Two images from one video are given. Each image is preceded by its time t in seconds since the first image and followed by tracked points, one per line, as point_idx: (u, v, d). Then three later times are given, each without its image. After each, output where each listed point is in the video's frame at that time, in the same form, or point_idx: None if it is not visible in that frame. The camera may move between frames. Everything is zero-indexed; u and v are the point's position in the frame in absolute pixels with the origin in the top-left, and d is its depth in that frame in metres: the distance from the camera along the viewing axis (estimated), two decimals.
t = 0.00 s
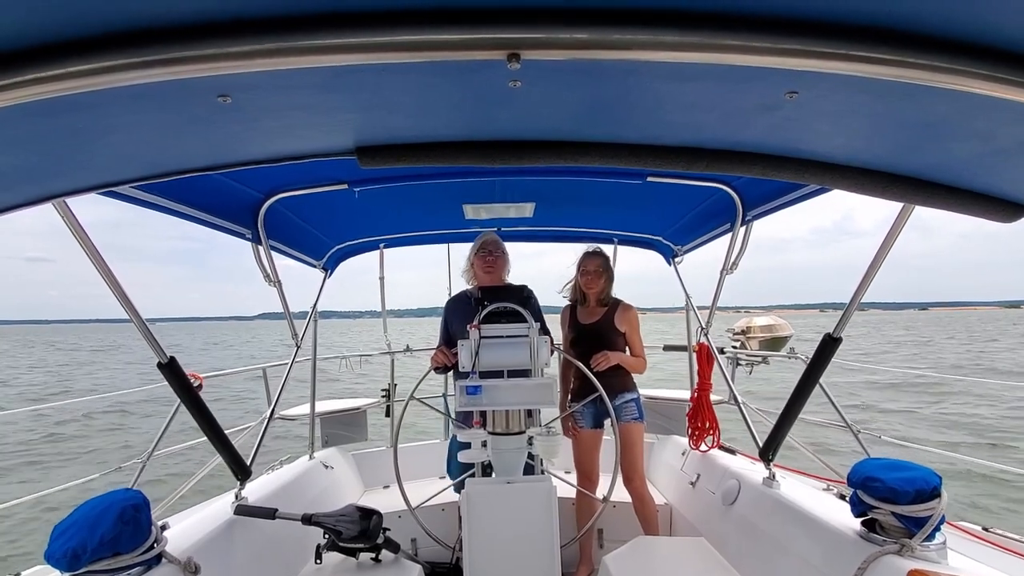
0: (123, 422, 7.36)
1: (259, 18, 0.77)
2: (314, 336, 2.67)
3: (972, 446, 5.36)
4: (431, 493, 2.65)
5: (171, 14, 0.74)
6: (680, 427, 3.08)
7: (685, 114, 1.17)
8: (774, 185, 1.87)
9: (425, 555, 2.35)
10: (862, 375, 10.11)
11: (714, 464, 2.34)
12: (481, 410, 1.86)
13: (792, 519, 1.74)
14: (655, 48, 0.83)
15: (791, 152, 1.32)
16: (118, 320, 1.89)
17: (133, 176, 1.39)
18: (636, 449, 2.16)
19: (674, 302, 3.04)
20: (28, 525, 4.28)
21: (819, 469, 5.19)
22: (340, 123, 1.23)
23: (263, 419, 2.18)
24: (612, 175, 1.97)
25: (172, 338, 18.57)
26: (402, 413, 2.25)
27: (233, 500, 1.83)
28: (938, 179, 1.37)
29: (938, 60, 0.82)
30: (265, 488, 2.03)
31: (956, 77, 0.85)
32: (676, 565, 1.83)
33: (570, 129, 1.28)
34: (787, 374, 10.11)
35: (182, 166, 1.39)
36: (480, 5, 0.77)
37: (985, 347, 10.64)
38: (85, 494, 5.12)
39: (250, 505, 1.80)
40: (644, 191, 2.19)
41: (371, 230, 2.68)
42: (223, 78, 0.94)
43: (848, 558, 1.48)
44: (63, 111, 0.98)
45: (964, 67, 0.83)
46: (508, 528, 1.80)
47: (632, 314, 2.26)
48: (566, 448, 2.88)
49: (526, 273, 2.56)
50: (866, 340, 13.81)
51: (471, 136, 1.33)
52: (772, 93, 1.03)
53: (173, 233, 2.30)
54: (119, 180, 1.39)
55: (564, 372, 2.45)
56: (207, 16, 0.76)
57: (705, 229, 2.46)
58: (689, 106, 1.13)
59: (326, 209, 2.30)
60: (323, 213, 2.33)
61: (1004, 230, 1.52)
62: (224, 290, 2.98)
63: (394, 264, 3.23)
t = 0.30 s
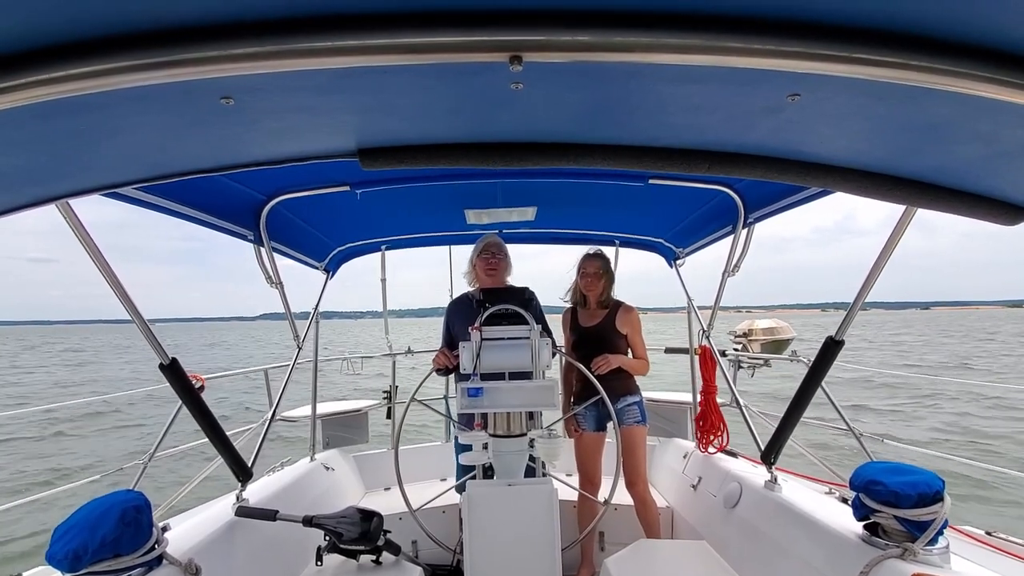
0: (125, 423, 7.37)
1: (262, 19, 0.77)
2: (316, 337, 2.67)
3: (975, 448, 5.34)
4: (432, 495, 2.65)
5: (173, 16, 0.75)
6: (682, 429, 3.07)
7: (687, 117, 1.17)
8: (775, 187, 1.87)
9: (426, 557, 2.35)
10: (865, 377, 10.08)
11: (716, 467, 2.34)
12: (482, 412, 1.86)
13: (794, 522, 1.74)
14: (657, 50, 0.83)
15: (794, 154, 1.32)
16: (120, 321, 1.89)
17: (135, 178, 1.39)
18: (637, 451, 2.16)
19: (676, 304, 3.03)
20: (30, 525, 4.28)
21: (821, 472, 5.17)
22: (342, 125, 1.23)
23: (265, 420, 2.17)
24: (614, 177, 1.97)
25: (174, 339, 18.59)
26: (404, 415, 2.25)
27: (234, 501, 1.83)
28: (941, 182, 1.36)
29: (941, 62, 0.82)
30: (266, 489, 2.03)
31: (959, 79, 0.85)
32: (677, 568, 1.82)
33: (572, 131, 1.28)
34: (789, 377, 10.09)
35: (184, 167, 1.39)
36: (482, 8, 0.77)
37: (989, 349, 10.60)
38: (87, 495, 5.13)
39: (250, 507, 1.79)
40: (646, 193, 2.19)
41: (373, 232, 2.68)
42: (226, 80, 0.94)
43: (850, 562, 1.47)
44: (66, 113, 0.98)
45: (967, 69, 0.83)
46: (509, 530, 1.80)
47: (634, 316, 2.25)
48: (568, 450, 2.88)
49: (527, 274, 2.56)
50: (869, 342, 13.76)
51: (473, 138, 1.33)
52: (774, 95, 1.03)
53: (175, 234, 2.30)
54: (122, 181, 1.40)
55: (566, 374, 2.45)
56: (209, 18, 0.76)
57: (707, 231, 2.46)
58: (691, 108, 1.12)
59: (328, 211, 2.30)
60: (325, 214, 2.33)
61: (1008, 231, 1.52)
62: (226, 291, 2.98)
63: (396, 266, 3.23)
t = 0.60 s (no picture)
0: (125, 421, 7.37)
1: (262, 18, 0.77)
2: (316, 336, 2.67)
3: (974, 447, 5.34)
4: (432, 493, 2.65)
5: (173, 15, 0.74)
6: (682, 428, 3.08)
7: (688, 116, 1.17)
8: (776, 186, 1.87)
9: (426, 555, 2.35)
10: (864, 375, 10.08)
11: (716, 466, 2.34)
12: (483, 411, 1.86)
13: (793, 520, 1.74)
14: (658, 49, 0.83)
15: (794, 153, 1.32)
16: (119, 320, 1.89)
17: (135, 177, 1.39)
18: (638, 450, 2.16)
19: (676, 303, 3.03)
20: (30, 524, 4.29)
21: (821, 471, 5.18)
22: (342, 124, 1.23)
23: (265, 419, 2.17)
24: (614, 176, 1.97)
25: (174, 339, 18.61)
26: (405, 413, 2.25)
27: (235, 500, 1.83)
28: (941, 181, 1.36)
29: (941, 61, 0.82)
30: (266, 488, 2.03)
31: (960, 78, 0.85)
32: (677, 566, 1.82)
33: (572, 130, 1.28)
34: (789, 375, 10.09)
35: (184, 166, 1.39)
36: (482, 6, 0.77)
37: (988, 347, 10.60)
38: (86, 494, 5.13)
39: (251, 505, 1.80)
40: (647, 192, 2.18)
41: (373, 231, 2.68)
42: (226, 79, 0.94)
43: (850, 560, 1.48)
44: (66, 111, 0.98)
45: (968, 68, 0.83)
46: (509, 529, 1.80)
47: (637, 316, 2.25)
48: (568, 449, 2.88)
49: (528, 273, 2.56)
50: (869, 340, 13.76)
51: (473, 137, 1.33)
52: (775, 94, 1.03)
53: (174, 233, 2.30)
54: (121, 180, 1.40)
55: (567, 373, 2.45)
56: (209, 17, 0.76)
57: (707, 230, 2.46)
58: (692, 107, 1.12)
59: (328, 210, 2.30)
60: (326, 213, 2.33)
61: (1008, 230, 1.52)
62: (226, 290, 2.98)
63: (396, 265, 3.23)
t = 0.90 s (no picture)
0: (124, 421, 7.36)
1: (261, 16, 0.77)
2: (315, 336, 2.67)
3: (973, 444, 5.35)
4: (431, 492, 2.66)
5: (171, 13, 0.74)
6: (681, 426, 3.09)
7: (687, 113, 1.17)
8: (775, 184, 1.87)
9: (426, 553, 2.36)
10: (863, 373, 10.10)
11: (715, 464, 2.34)
12: (482, 409, 1.86)
13: (792, 518, 1.74)
14: (657, 47, 0.83)
15: (793, 151, 1.32)
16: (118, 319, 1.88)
17: (134, 176, 1.39)
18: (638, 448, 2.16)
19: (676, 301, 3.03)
20: (29, 524, 4.28)
21: (819, 469, 5.19)
22: (341, 122, 1.23)
23: (265, 418, 2.17)
24: (614, 174, 1.97)
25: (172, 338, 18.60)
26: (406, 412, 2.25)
27: (235, 498, 1.83)
28: (940, 179, 1.36)
29: (940, 58, 0.82)
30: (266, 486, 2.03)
31: (959, 75, 0.85)
32: (677, 564, 1.82)
33: (572, 128, 1.28)
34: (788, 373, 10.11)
35: (183, 165, 1.39)
36: (481, 4, 0.77)
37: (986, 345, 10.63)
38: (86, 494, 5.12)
39: (251, 504, 1.79)
40: (647, 190, 2.18)
41: (372, 229, 2.68)
42: (225, 77, 0.94)
43: (849, 558, 1.48)
44: (64, 110, 0.98)
45: (966, 66, 0.83)
46: (509, 527, 1.80)
47: (640, 315, 2.25)
48: (568, 447, 2.88)
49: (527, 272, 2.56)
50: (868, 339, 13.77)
51: (472, 136, 1.32)
52: (773, 92, 1.03)
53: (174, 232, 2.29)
54: (120, 179, 1.39)
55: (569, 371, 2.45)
56: (208, 15, 0.76)
57: (706, 228, 2.46)
58: (691, 105, 1.12)
59: (328, 209, 2.30)
60: (325, 212, 2.33)
61: (1006, 228, 1.52)
62: (225, 290, 2.97)
63: (395, 264, 3.23)
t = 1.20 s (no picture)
0: (123, 421, 7.36)
1: (260, 14, 0.76)
2: (314, 335, 2.67)
3: (971, 442, 5.37)
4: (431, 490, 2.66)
5: (168, 10, 0.74)
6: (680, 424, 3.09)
7: (687, 111, 1.17)
8: (774, 182, 1.87)
9: (425, 551, 2.37)
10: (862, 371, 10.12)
11: (714, 462, 2.35)
12: (482, 407, 1.86)
13: (792, 515, 1.74)
14: (657, 45, 0.83)
15: (792, 149, 1.32)
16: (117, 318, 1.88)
17: (132, 175, 1.39)
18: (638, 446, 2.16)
19: (675, 300, 3.04)
20: (28, 524, 4.28)
21: (818, 467, 5.20)
22: (340, 121, 1.23)
23: (264, 417, 2.17)
24: (612, 172, 1.97)
25: (171, 338, 18.58)
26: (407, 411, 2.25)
27: (234, 497, 1.83)
28: (939, 177, 1.37)
29: (939, 56, 0.82)
30: (266, 485, 2.03)
31: (958, 73, 0.85)
32: (677, 562, 1.83)
33: (571, 126, 1.28)
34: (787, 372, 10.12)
35: (181, 164, 1.39)
36: (479, 2, 0.77)
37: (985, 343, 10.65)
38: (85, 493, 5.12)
39: (251, 503, 1.79)
40: (646, 188, 2.19)
41: (371, 228, 2.68)
42: (223, 75, 0.94)
43: (848, 555, 1.48)
44: (62, 109, 0.98)
45: (966, 63, 0.83)
46: (508, 525, 1.81)
47: (641, 314, 2.26)
48: (567, 445, 2.89)
49: (527, 271, 2.56)
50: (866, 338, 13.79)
51: (470, 134, 1.32)
52: (772, 89, 1.03)
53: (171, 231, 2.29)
54: (119, 178, 1.39)
55: (568, 369, 2.46)
56: (206, 13, 0.75)
57: (705, 227, 2.46)
58: (690, 103, 1.12)
59: (327, 207, 2.30)
60: (324, 211, 2.33)
61: (1004, 225, 1.53)
62: (224, 289, 2.97)
63: (394, 263, 3.23)
